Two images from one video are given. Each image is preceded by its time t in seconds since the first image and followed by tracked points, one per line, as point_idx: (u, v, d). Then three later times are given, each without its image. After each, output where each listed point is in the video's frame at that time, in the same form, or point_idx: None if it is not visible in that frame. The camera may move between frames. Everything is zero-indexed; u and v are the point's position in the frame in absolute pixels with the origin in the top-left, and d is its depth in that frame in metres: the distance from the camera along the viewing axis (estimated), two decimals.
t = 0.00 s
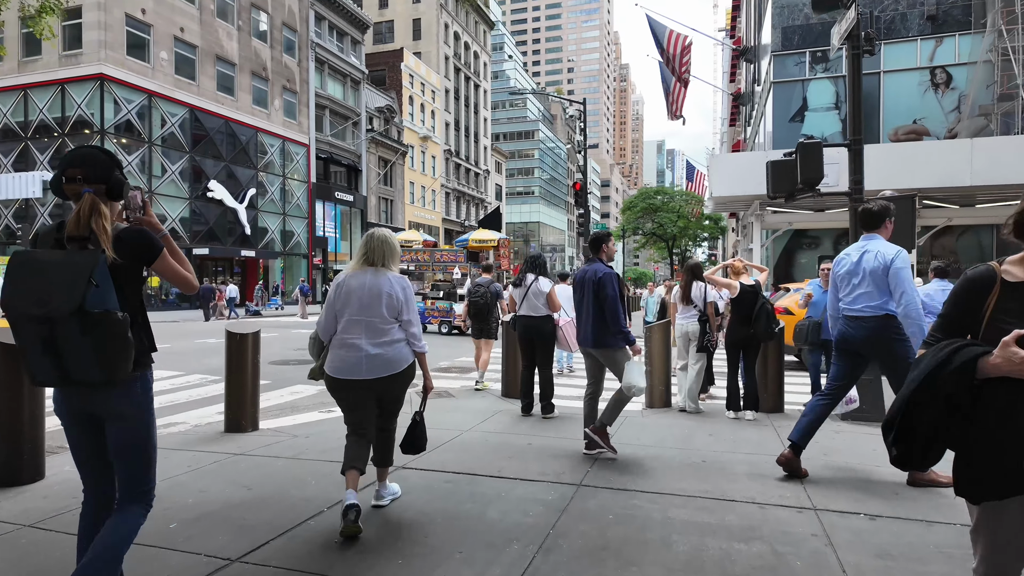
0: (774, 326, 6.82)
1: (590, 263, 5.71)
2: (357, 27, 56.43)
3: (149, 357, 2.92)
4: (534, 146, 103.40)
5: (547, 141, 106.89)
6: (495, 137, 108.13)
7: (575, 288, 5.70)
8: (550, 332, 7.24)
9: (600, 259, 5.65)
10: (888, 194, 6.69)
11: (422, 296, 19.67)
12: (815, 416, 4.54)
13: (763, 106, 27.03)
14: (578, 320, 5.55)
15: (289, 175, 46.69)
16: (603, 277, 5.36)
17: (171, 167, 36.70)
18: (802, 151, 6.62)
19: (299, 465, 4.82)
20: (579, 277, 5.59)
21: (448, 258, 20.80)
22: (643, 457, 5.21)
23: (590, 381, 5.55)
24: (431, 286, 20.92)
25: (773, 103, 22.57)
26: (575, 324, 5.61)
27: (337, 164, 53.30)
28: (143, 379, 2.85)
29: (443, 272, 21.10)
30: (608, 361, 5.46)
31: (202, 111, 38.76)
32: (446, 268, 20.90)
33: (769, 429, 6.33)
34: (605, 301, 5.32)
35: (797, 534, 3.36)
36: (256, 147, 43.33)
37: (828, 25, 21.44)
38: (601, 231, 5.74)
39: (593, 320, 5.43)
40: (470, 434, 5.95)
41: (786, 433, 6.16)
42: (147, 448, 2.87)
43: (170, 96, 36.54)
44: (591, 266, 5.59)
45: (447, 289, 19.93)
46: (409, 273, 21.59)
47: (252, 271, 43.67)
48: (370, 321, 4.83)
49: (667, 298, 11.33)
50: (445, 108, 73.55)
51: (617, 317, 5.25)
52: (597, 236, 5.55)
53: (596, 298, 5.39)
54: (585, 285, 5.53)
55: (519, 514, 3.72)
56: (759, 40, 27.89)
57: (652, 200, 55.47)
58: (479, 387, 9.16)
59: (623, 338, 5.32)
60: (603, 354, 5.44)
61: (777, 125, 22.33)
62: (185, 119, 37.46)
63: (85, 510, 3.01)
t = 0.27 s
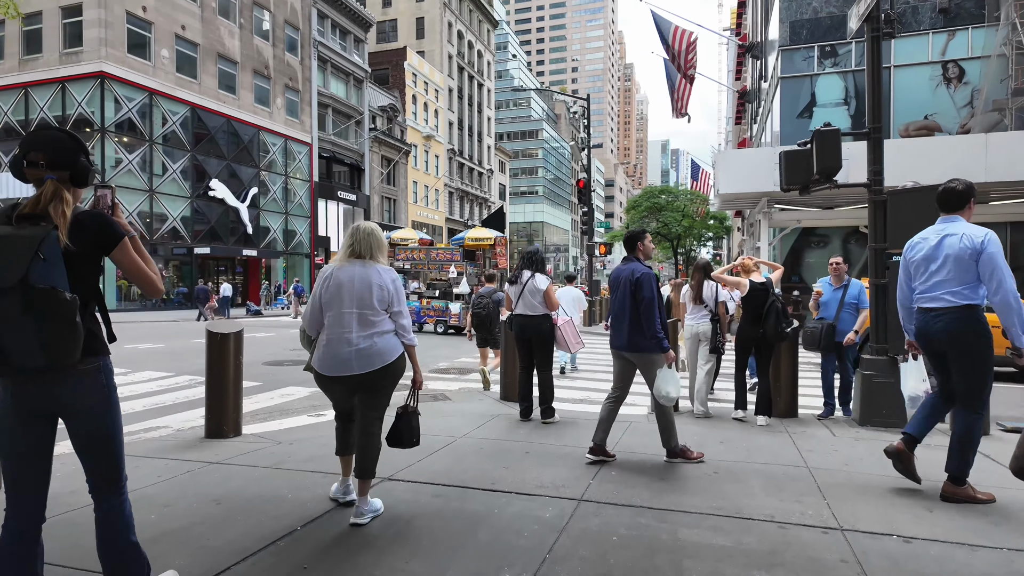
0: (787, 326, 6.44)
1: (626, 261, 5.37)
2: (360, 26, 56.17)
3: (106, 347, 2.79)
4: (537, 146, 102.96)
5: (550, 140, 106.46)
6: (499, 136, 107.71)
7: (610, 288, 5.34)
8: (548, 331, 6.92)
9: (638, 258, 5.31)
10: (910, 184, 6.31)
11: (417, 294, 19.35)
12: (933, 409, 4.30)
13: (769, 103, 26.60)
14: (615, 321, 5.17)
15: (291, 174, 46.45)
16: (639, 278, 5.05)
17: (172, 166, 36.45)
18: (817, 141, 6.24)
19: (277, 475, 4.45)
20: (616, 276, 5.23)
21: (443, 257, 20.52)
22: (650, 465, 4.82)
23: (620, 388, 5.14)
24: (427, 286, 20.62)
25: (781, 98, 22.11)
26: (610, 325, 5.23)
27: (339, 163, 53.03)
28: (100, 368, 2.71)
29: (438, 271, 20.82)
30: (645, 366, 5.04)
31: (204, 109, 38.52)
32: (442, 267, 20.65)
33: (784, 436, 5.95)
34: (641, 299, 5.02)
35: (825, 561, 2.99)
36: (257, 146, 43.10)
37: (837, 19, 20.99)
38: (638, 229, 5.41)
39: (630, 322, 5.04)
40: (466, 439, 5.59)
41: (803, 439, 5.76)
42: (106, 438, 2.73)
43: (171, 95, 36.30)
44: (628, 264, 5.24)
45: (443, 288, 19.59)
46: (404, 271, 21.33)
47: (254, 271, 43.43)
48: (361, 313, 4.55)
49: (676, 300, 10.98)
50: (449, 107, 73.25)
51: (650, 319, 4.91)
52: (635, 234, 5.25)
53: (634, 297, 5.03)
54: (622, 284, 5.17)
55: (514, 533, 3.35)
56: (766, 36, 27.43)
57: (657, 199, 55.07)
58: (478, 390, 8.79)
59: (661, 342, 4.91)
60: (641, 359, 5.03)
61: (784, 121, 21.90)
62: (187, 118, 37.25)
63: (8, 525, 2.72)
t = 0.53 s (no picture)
0: (790, 327, 6.12)
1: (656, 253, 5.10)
2: (358, 25, 55.84)
3: (80, 356, 2.80)
4: (538, 146, 102.59)
5: (550, 140, 106.11)
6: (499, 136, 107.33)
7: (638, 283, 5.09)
8: (540, 333, 6.63)
9: (669, 250, 5.04)
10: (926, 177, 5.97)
11: (409, 293, 18.98)
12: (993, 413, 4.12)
13: (771, 101, 26.23)
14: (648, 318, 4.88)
15: (289, 174, 46.10)
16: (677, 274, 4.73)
17: (168, 165, 36.12)
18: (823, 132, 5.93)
19: (249, 487, 4.15)
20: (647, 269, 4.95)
21: (435, 256, 19.87)
22: (650, 475, 4.51)
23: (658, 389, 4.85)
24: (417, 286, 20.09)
25: (784, 95, 21.75)
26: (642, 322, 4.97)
27: (338, 162, 52.69)
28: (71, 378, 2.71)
29: (430, 271, 20.12)
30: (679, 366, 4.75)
31: (200, 108, 38.19)
32: (433, 267, 20.01)
33: (792, 444, 5.60)
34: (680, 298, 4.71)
35: None
36: (255, 145, 42.77)
37: (841, 15, 20.65)
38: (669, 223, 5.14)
39: (665, 319, 4.75)
40: (453, 446, 5.28)
41: (811, 446, 5.44)
42: (76, 446, 2.74)
43: (167, 93, 35.97)
44: (659, 256, 4.97)
45: (435, 288, 19.23)
46: (394, 271, 20.90)
47: (251, 271, 43.08)
48: (333, 315, 4.47)
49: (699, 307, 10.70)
50: (448, 107, 72.89)
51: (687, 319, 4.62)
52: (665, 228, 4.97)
53: (670, 291, 4.75)
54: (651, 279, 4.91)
55: (499, 561, 3.02)
56: (768, 33, 27.06)
57: (657, 199, 54.75)
58: (471, 394, 8.43)
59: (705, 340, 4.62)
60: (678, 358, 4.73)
61: (787, 118, 21.54)
62: (183, 116, 36.94)
63: None
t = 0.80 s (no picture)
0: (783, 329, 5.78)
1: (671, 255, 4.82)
2: (356, 23, 55.47)
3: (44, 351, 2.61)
4: (537, 145, 102.20)
5: (550, 140, 105.72)
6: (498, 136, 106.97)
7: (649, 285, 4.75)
8: (535, 335, 6.27)
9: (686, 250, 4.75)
10: (942, 170, 5.61)
11: (398, 294, 18.68)
12: None
13: (773, 98, 25.78)
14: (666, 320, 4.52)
15: (286, 173, 45.71)
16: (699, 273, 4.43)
17: (163, 164, 35.74)
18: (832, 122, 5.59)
19: (206, 509, 3.75)
20: (665, 270, 4.64)
21: (425, 256, 19.57)
22: (649, 493, 4.10)
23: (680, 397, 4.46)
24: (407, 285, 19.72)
25: (786, 92, 21.35)
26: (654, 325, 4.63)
27: (335, 161, 52.30)
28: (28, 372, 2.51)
29: (420, 271, 19.80)
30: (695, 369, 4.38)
31: (195, 106, 37.80)
32: (423, 266, 19.66)
33: (800, 455, 5.22)
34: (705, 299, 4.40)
35: None
36: (251, 143, 42.39)
37: (844, 9, 20.27)
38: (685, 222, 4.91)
39: (686, 319, 4.41)
40: (436, 458, 4.87)
41: (824, 460, 5.03)
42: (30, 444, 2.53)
43: (162, 91, 35.58)
44: (676, 255, 4.69)
45: (424, 287, 18.78)
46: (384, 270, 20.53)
47: (247, 270, 42.71)
48: (295, 310, 4.28)
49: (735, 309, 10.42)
50: (447, 106, 72.49)
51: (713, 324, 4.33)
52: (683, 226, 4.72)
53: (693, 290, 4.43)
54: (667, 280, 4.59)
55: None
56: (769, 29, 26.66)
57: (657, 198, 54.40)
58: (463, 399, 8.04)
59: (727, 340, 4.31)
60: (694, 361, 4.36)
61: (790, 115, 21.14)
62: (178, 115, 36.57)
63: None
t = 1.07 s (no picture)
0: (779, 327, 5.52)
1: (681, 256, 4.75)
2: (355, 22, 55.16)
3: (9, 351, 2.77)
4: (537, 145, 101.86)
5: (550, 139, 105.41)
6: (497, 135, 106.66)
7: (661, 288, 4.69)
8: (533, 342, 5.90)
9: (698, 252, 4.67)
10: (958, 164, 5.29)
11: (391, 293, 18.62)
12: None
13: (775, 95, 25.44)
14: (682, 325, 4.49)
15: (283, 172, 45.38)
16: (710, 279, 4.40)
17: (159, 163, 35.41)
18: (845, 112, 5.23)
19: (162, 532, 3.42)
20: (676, 275, 4.57)
21: (414, 255, 19.00)
22: (649, 512, 3.76)
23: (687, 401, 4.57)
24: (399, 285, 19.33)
25: (789, 89, 21.00)
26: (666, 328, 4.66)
27: (334, 160, 51.98)
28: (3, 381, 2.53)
29: (410, 270, 19.23)
30: (712, 376, 4.40)
31: (192, 105, 37.46)
32: (413, 266, 19.14)
33: (811, 468, 4.87)
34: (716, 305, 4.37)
35: None
36: (248, 142, 42.06)
37: (847, 5, 19.95)
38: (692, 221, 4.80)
39: (704, 325, 4.38)
40: (420, 472, 4.51)
41: (837, 474, 4.68)
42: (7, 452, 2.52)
43: (158, 90, 35.25)
44: (687, 258, 4.61)
45: (415, 288, 18.62)
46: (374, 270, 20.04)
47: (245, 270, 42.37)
48: (276, 322, 4.04)
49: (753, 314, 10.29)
50: (446, 105, 72.19)
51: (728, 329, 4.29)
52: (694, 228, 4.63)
53: (707, 296, 4.38)
54: (679, 284, 4.54)
55: None
56: (771, 26, 26.32)
57: (657, 198, 54.07)
58: (455, 404, 7.69)
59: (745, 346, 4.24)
60: (708, 366, 4.38)
61: (792, 112, 20.80)
62: (174, 113, 36.24)
63: None
